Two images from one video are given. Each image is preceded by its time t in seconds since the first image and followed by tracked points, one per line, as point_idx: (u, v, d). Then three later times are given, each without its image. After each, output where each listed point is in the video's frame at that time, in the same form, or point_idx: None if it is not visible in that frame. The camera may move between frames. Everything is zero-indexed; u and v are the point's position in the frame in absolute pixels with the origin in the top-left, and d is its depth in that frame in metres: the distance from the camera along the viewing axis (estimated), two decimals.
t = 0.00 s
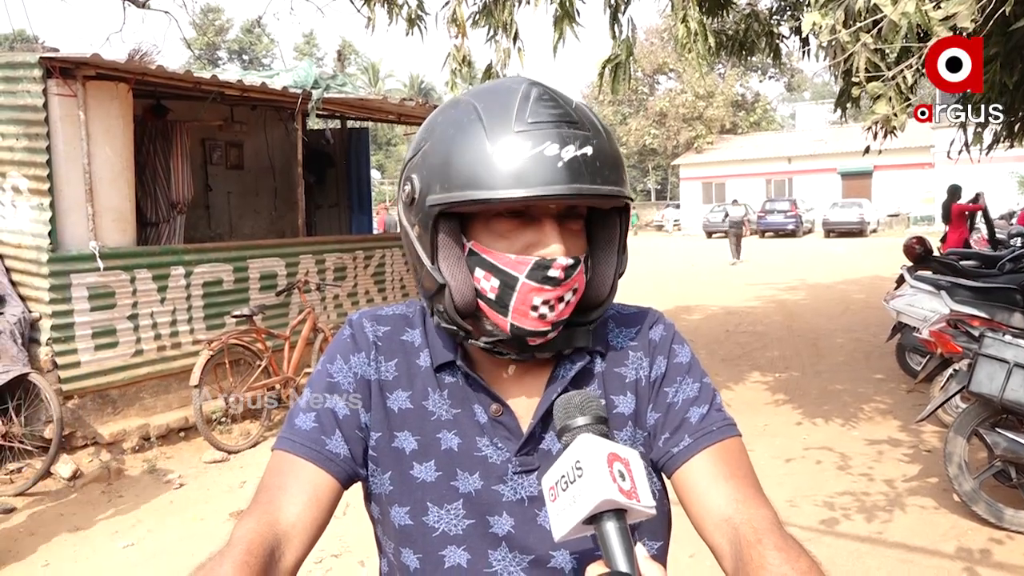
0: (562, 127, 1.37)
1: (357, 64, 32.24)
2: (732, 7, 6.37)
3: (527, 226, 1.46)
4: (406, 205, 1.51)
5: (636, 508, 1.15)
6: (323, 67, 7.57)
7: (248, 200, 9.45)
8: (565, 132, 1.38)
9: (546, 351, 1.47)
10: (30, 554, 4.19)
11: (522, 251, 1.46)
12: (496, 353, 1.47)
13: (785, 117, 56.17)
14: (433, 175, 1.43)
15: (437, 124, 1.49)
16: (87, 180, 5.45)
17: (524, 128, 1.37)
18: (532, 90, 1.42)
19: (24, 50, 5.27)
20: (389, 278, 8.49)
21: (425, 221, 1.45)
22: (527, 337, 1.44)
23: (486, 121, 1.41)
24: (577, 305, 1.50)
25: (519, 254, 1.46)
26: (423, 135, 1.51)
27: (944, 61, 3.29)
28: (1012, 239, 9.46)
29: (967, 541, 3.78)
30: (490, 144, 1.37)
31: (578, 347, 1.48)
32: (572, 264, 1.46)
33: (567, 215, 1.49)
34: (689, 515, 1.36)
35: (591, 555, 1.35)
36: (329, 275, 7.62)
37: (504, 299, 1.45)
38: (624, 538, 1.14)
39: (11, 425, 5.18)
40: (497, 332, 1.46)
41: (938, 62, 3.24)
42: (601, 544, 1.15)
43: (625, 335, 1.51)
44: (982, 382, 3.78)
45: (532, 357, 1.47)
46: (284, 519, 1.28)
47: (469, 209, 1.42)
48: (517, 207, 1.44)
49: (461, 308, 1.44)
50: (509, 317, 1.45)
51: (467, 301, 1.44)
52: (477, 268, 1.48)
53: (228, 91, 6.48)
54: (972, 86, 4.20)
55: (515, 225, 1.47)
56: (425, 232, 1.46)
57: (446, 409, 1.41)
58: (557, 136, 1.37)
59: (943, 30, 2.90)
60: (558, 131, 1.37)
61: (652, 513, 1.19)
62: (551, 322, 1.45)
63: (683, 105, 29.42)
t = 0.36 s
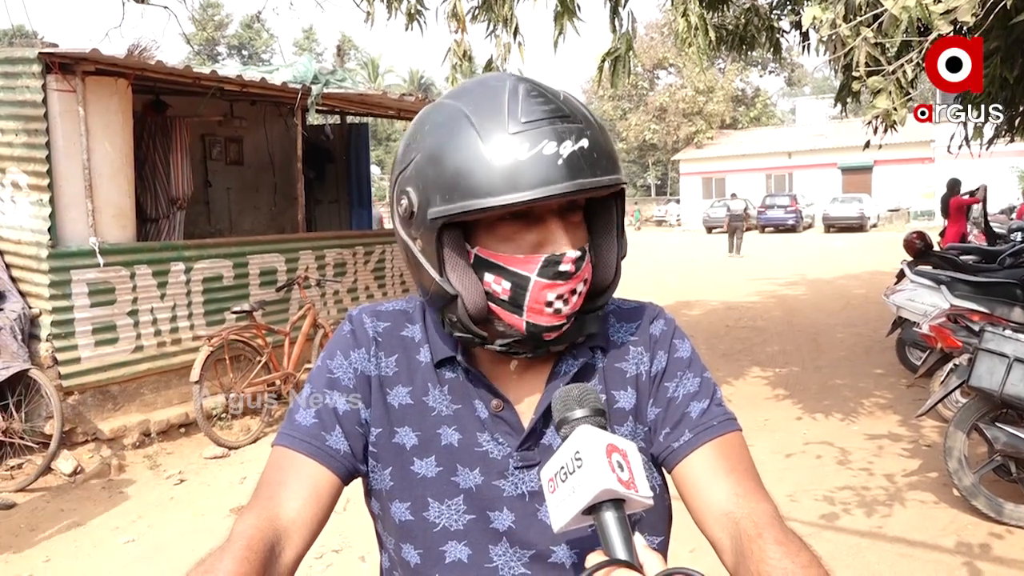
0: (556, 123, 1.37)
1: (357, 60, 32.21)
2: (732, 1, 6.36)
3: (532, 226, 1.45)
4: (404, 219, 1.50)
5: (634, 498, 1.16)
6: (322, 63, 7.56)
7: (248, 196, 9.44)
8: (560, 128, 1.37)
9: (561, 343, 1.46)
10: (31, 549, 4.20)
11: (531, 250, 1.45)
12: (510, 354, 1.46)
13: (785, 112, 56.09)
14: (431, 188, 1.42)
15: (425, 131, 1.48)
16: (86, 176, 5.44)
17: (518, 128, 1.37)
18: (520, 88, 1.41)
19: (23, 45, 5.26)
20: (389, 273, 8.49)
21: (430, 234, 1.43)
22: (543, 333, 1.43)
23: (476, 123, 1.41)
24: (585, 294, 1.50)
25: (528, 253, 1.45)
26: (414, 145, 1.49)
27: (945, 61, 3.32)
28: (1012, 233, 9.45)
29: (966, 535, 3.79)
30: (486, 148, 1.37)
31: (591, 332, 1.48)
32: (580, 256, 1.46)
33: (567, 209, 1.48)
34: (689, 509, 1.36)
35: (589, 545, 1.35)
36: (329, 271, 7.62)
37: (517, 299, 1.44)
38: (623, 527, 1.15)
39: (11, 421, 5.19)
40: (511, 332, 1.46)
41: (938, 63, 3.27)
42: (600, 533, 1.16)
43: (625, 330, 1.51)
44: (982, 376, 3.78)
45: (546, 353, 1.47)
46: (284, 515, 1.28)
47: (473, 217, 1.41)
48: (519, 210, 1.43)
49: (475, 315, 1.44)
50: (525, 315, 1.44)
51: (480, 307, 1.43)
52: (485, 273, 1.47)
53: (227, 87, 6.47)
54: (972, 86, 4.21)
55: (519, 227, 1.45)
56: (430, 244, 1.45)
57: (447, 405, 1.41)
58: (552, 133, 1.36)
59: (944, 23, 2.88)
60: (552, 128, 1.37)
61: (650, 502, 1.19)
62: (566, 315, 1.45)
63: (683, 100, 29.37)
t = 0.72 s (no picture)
0: (553, 118, 1.37)
1: (355, 59, 32.20)
2: None
3: (523, 219, 1.45)
4: (398, 203, 1.51)
5: (630, 503, 1.15)
6: (320, 62, 7.54)
7: (246, 195, 9.43)
8: (556, 124, 1.37)
9: (547, 345, 1.45)
10: (28, 549, 4.19)
11: (518, 245, 1.45)
12: (497, 350, 1.46)
13: (782, 111, 56.12)
14: (425, 173, 1.43)
15: (427, 121, 1.48)
16: (83, 176, 5.43)
17: (514, 120, 1.37)
18: (521, 83, 1.41)
19: (20, 45, 5.24)
20: (386, 272, 8.47)
21: (419, 218, 1.44)
22: (527, 330, 1.43)
23: (475, 114, 1.41)
24: (575, 298, 1.50)
25: (516, 247, 1.45)
26: (414, 133, 1.50)
27: (946, 61, 3.32)
28: (1010, 232, 9.46)
29: (964, 533, 3.79)
30: (482, 138, 1.37)
31: (581, 337, 1.46)
32: (569, 254, 1.44)
33: (561, 207, 1.47)
34: (684, 509, 1.36)
35: (586, 548, 1.35)
36: (327, 271, 7.61)
37: (502, 293, 1.43)
38: (618, 532, 1.14)
39: (8, 421, 5.17)
40: (497, 327, 1.46)
41: (939, 64, 3.27)
42: (595, 538, 1.15)
43: (622, 330, 1.51)
44: (980, 375, 3.78)
45: (533, 352, 1.47)
46: (279, 516, 1.27)
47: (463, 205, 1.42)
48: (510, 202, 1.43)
49: (460, 306, 1.45)
50: (508, 311, 1.44)
51: (465, 298, 1.45)
52: (473, 264, 1.47)
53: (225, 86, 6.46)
54: (972, 86, 4.20)
55: (510, 219, 1.45)
56: (420, 229, 1.45)
57: (443, 405, 1.40)
58: (548, 127, 1.36)
59: (941, 22, 2.88)
60: (549, 122, 1.37)
61: (646, 507, 1.19)
62: (552, 314, 1.44)
63: (681, 99, 29.37)
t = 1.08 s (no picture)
0: (558, 121, 1.37)
1: (352, 59, 32.21)
2: (728, 1, 6.36)
3: (525, 220, 1.46)
4: (402, 201, 1.51)
5: (621, 504, 1.15)
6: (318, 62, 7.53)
7: (244, 196, 9.42)
8: (562, 126, 1.37)
9: (544, 347, 1.46)
10: (25, 551, 4.19)
11: (520, 246, 1.45)
12: (495, 351, 1.45)
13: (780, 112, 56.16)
14: (428, 171, 1.42)
15: (431, 119, 1.48)
16: (80, 177, 5.42)
17: (519, 122, 1.37)
18: (528, 84, 1.41)
19: (17, 45, 5.23)
20: (384, 273, 8.47)
21: (422, 217, 1.44)
22: (525, 333, 1.43)
23: (481, 115, 1.41)
24: (574, 302, 1.50)
25: (518, 248, 1.45)
26: (417, 130, 1.50)
27: (946, 61, 3.32)
28: (1007, 232, 9.47)
29: (962, 533, 3.79)
30: (487, 139, 1.37)
31: (578, 341, 1.46)
32: (571, 257, 1.45)
33: (564, 208, 1.48)
34: (681, 509, 1.36)
35: (582, 550, 1.34)
36: (324, 272, 7.60)
37: (502, 295, 1.44)
38: (609, 533, 1.14)
39: (5, 423, 5.16)
40: (496, 328, 1.46)
41: (940, 64, 3.28)
42: (587, 540, 1.15)
43: (620, 331, 1.51)
44: (978, 375, 3.79)
45: (530, 354, 1.47)
46: (277, 517, 1.27)
47: (466, 204, 1.41)
48: (513, 202, 1.43)
49: (460, 306, 1.44)
50: (507, 313, 1.45)
51: (465, 299, 1.45)
52: (475, 265, 1.48)
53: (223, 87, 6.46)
54: (972, 86, 4.22)
55: (513, 220, 1.46)
56: (422, 228, 1.45)
57: (441, 406, 1.40)
58: (554, 130, 1.36)
59: (938, 23, 2.88)
60: (554, 125, 1.37)
61: (638, 508, 1.19)
62: (550, 318, 1.44)
63: (678, 100, 29.42)
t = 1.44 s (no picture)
0: (565, 116, 1.37)
1: (351, 59, 32.23)
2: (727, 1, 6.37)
3: (532, 216, 1.46)
4: (407, 198, 1.50)
5: (622, 503, 1.15)
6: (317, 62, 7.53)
7: (243, 196, 9.42)
8: (568, 121, 1.38)
9: (551, 344, 1.45)
10: (24, 551, 4.19)
11: (528, 241, 1.46)
12: (500, 348, 1.46)
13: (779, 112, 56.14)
14: (436, 166, 1.42)
15: (437, 115, 1.48)
16: (79, 177, 5.41)
17: (527, 117, 1.37)
18: (534, 80, 1.42)
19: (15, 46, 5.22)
20: (384, 274, 8.47)
21: (430, 214, 1.43)
22: (533, 329, 1.43)
23: (489, 111, 1.40)
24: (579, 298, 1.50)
25: (525, 244, 1.45)
26: (422, 128, 1.50)
27: (945, 61, 3.33)
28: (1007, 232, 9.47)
29: (962, 533, 3.79)
30: (494, 134, 1.36)
31: (583, 339, 1.46)
32: (578, 253, 1.46)
33: (569, 205, 1.49)
34: (682, 510, 1.36)
35: (583, 549, 1.34)
36: (324, 271, 7.60)
37: (510, 291, 1.44)
38: (611, 532, 1.14)
39: (4, 423, 5.16)
40: (503, 326, 1.46)
41: (939, 64, 3.28)
42: (588, 538, 1.15)
43: (622, 331, 1.51)
44: (977, 375, 3.79)
45: (536, 351, 1.47)
46: (277, 517, 1.27)
47: (474, 199, 1.41)
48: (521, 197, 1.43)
49: (467, 303, 1.44)
50: (516, 309, 1.44)
51: (472, 295, 1.44)
52: (482, 261, 1.47)
53: (222, 87, 6.46)
54: (970, 85, 4.22)
55: (520, 215, 1.46)
56: (429, 224, 1.44)
57: (443, 406, 1.40)
58: (560, 124, 1.36)
59: (937, 22, 2.88)
60: (561, 120, 1.37)
61: (639, 507, 1.19)
62: (558, 314, 1.45)
63: (677, 100, 29.45)
